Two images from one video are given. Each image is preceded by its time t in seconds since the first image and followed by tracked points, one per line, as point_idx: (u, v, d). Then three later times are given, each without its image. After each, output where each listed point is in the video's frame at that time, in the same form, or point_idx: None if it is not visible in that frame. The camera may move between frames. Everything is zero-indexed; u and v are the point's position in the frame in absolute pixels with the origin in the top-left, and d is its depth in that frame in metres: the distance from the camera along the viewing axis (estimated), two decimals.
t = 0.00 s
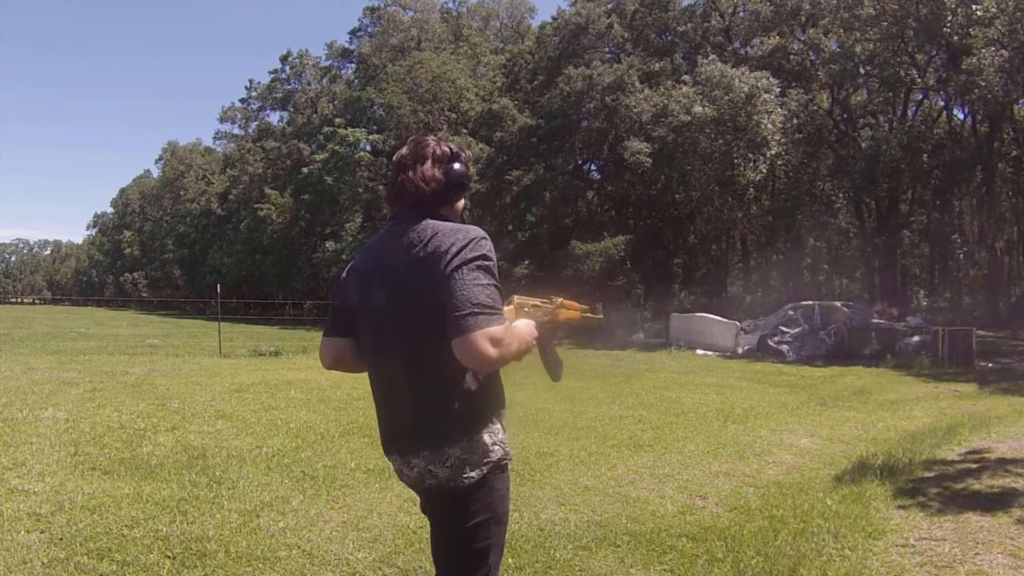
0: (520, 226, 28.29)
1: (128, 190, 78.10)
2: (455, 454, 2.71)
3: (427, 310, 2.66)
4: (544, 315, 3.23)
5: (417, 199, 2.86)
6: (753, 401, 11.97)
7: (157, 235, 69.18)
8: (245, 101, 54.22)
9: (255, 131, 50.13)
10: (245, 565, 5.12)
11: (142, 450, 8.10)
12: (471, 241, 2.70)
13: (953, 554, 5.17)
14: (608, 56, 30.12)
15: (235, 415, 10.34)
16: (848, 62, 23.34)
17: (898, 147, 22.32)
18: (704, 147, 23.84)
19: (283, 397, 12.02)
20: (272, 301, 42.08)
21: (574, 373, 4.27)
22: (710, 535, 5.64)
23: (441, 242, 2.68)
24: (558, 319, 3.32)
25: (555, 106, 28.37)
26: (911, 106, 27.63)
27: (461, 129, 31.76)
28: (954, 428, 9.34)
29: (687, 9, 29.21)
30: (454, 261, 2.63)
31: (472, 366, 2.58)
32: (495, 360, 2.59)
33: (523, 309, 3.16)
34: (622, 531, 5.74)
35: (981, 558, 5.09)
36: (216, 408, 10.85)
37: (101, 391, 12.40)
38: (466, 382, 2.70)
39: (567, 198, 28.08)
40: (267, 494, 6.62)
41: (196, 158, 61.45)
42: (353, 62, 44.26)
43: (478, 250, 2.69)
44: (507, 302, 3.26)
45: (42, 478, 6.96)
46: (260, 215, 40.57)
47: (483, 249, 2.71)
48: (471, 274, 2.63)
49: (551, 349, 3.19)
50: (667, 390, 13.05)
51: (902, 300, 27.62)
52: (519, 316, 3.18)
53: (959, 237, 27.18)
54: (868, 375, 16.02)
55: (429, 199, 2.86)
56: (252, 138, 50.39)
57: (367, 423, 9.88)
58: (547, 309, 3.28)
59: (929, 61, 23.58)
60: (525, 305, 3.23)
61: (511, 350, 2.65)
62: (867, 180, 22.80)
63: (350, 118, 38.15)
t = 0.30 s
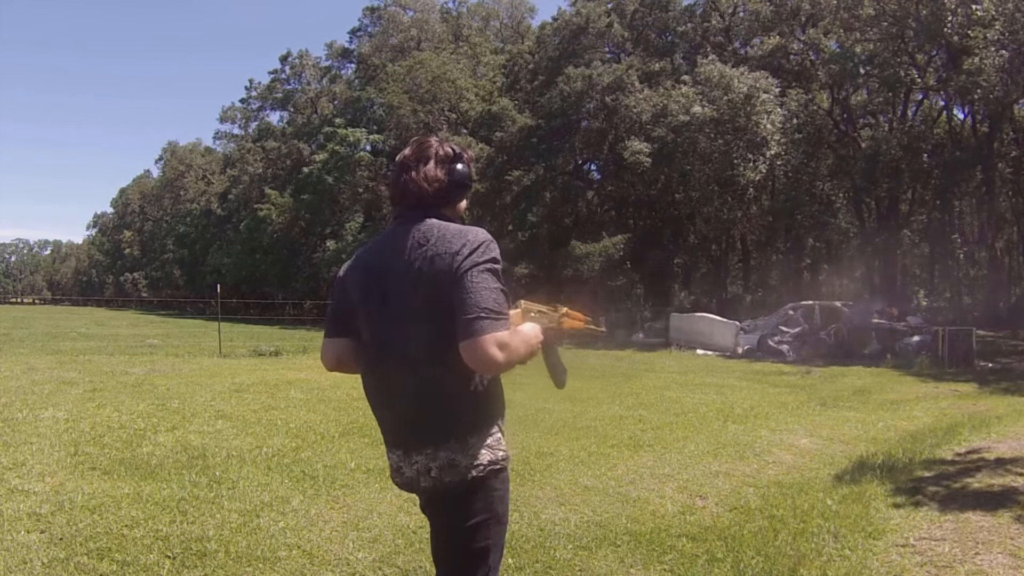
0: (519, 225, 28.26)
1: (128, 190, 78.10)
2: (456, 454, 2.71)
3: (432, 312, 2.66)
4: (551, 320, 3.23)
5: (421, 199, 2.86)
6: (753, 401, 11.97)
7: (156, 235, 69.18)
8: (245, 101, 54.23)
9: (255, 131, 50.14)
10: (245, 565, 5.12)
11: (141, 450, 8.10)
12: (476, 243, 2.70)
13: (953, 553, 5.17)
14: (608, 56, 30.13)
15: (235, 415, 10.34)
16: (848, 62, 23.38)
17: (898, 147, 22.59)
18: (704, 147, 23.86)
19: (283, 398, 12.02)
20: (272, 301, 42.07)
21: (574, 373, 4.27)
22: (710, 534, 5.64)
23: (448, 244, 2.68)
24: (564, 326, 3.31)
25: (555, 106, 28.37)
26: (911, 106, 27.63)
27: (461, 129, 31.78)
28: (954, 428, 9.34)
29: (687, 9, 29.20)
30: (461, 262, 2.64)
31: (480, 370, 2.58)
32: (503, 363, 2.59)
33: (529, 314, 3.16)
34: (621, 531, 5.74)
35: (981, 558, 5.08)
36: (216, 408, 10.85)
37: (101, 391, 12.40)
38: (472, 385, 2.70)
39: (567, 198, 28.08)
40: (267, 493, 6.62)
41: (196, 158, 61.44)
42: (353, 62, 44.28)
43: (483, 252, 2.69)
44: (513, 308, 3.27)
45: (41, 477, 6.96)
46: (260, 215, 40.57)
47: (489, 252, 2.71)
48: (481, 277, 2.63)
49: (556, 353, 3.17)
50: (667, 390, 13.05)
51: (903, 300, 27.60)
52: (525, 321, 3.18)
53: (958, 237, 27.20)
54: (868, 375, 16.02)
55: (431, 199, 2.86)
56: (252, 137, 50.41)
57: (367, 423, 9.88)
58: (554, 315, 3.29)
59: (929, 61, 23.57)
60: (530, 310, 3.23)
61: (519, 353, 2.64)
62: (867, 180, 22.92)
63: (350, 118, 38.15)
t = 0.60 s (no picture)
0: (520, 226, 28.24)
1: (128, 191, 78.09)
2: (458, 454, 2.71)
3: (433, 313, 2.65)
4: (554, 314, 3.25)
5: (421, 200, 2.86)
6: (753, 401, 11.97)
7: (156, 235, 69.18)
8: (245, 101, 54.23)
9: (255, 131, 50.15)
10: (246, 565, 5.12)
11: (141, 450, 8.10)
12: (478, 243, 2.69)
13: (953, 553, 5.17)
14: (608, 56, 30.12)
15: (235, 415, 10.34)
16: (847, 62, 23.45)
17: (897, 147, 22.70)
18: (704, 147, 23.87)
19: (283, 397, 12.02)
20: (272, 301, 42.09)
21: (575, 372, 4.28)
22: (710, 534, 5.64)
23: (451, 245, 2.67)
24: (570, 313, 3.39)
25: (555, 106, 28.35)
26: (912, 106, 27.63)
27: (461, 129, 31.79)
28: (954, 428, 9.34)
29: (687, 9, 29.21)
30: (462, 264, 2.63)
31: (483, 369, 2.58)
32: (503, 363, 2.59)
33: (532, 309, 3.20)
34: (622, 530, 5.74)
35: (981, 558, 5.08)
36: (216, 408, 10.85)
37: (101, 391, 12.40)
38: (473, 382, 2.70)
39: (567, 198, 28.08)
40: (267, 493, 6.62)
41: (196, 158, 61.46)
42: (353, 62, 44.28)
43: (485, 253, 2.68)
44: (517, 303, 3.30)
45: (41, 478, 6.96)
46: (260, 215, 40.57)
47: (490, 252, 2.70)
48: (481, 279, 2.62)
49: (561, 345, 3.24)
50: (668, 390, 13.05)
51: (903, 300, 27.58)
52: (529, 316, 3.22)
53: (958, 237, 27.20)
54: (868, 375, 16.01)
55: (432, 199, 2.86)
56: (252, 137, 50.42)
57: (367, 423, 9.88)
58: (558, 307, 3.31)
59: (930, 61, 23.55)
60: (534, 303, 3.27)
61: (505, 350, 2.64)
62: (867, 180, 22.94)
63: (350, 118, 38.14)
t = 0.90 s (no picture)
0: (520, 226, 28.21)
1: (128, 190, 78.11)
2: (460, 452, 2.71)
3: (432, 309, 2.66)
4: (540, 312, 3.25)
5: (423, 199, 2.86)
6: (753, 401, 11.97)
7: (156, 235, 69.19)
8: (245, 101, 54.25)
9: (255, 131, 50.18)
10: (245, 565, 5.12)
11: (142, 450, 8.10)
12: (475, 237, 2.71)
13: (953, 553, 5.16)
14: (608, 56, 30.12)
15: (235, 415, 10.34)
16: (847, 62, 23.38)
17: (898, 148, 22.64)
18: (703, 146, 23.86)
19: (283, 397, 12.02)
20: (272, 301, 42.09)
21: (575, 372, 4.28)
22: (710, 534, 5.64)
23: (450, 240, 2.68)
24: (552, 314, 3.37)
25: (555, 106, 28.35)
26: (911, 106, 27.65)
27: (461, 129, 31.81)
28: (954, 428, 9.34)
29: (687, 9, 29.25)
30: (460, 257, 2.64)
31: (469, 358, 2.58)
32: (492, 352, 2.58)
33: (521, 307, 3.18)
34: (622, 531, 5.74)
35: (981, 558, 5.08)
36: (216, 408, 10.84)
37: (100, 391, 12.39)
38: (473, 377, 2.71)
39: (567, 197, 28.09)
40: (267, 494, 6.62)
41: (196, 158, 61.47)
42: (353, 62, 44.30)
43: (483, 247, 2.70)
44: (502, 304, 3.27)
45: (42, 478, 6.96)
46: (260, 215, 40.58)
47: (492, 250, 2.71)
48: (476, 268, 2.64)
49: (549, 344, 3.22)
50: (668, 390, 13.05)
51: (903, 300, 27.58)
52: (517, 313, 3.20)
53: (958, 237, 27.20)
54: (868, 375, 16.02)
55: (434, 198, 2.85)
56: (252, 137, 50.44)
57: (367, 423, 9.88)
58: (542, 306, 3.30)
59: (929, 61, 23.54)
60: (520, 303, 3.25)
61: (511, 345, 2.65)
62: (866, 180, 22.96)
63: (350, 119, 38.15)
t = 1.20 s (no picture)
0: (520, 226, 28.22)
1: (127, 190, 78.08)
2: (457, 455, 2.71)
3: (431, 312, 2.66)
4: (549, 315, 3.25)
5: (420, 202, 2.86)
6: (753, 401, 11.98)
7: (156, 235, 69.19)
8: (245, 101, 54.27)
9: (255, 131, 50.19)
10: (245, 565, 5.12)
11: (141, 450, 8.11)
12: (473, 241, 2.70)
13: (953, 553, 5.17)
14: (608, 56, 30.13)
15: (235, 415, 10.34)
16: (848, 62, 23.44)
17: (898, 148, 22.60)
18: (703, 146, 23.87)
19: (283, 397, 12.02)
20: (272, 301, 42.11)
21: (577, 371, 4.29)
22: (710, 534, 5.64)
23: (445, 245, 2.67)
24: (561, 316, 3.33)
25: (555, 106, 28.36)
26: (911, 106, 27.68)
27: (461, 129, 31.83)
28: (954, 428, 9.35)
29: (687, 9, 29.27)
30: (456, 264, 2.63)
31: (470, 372, 2.57)
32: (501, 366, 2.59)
33: (525, 310, 3.16)
34: (622, 530, 5.75)
35: (981, 558, 5.08)
36: (216, 408, 10.85)
37: (100, 391, 12.40)
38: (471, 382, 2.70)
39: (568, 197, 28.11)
40: (267, 494, 6.62)
41: (195, 158, 61.49)
42: (353, 62, 44.31)
43: (481, 251, 2.69)
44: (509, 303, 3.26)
45: (41, 478, 6.96)
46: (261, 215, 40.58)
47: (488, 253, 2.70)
48: (470, 277, 2.63)
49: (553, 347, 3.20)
50: (668, 390, 13.06)
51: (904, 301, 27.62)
52: (522, 317, 3.18)
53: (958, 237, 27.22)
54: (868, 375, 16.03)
55: (432, 199, 2.86)
56: (253, 137, 50.47)
57: (367, 423, 9.88)
58: (552, 307, 3.30)
59: (929, 61, 23.53)
60: (526, 303, 3.24)
61: (509, 352, 2.63)
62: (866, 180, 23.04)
63: (350, 119, 38.17)
